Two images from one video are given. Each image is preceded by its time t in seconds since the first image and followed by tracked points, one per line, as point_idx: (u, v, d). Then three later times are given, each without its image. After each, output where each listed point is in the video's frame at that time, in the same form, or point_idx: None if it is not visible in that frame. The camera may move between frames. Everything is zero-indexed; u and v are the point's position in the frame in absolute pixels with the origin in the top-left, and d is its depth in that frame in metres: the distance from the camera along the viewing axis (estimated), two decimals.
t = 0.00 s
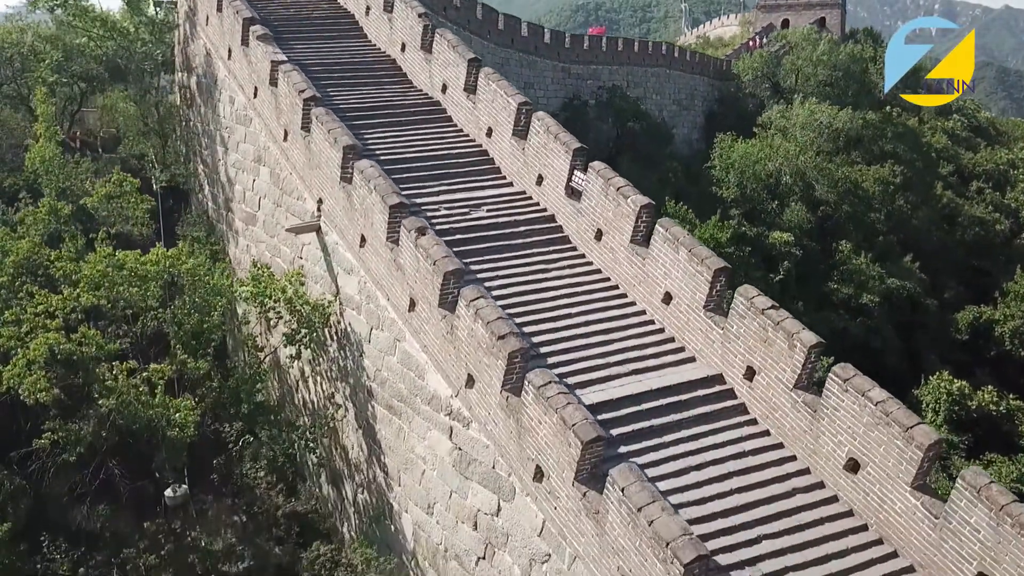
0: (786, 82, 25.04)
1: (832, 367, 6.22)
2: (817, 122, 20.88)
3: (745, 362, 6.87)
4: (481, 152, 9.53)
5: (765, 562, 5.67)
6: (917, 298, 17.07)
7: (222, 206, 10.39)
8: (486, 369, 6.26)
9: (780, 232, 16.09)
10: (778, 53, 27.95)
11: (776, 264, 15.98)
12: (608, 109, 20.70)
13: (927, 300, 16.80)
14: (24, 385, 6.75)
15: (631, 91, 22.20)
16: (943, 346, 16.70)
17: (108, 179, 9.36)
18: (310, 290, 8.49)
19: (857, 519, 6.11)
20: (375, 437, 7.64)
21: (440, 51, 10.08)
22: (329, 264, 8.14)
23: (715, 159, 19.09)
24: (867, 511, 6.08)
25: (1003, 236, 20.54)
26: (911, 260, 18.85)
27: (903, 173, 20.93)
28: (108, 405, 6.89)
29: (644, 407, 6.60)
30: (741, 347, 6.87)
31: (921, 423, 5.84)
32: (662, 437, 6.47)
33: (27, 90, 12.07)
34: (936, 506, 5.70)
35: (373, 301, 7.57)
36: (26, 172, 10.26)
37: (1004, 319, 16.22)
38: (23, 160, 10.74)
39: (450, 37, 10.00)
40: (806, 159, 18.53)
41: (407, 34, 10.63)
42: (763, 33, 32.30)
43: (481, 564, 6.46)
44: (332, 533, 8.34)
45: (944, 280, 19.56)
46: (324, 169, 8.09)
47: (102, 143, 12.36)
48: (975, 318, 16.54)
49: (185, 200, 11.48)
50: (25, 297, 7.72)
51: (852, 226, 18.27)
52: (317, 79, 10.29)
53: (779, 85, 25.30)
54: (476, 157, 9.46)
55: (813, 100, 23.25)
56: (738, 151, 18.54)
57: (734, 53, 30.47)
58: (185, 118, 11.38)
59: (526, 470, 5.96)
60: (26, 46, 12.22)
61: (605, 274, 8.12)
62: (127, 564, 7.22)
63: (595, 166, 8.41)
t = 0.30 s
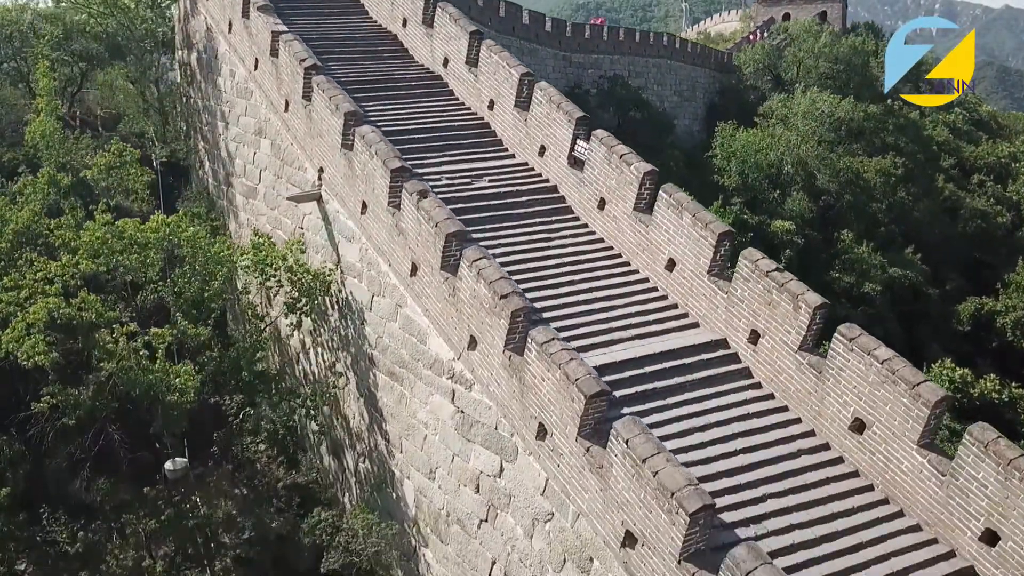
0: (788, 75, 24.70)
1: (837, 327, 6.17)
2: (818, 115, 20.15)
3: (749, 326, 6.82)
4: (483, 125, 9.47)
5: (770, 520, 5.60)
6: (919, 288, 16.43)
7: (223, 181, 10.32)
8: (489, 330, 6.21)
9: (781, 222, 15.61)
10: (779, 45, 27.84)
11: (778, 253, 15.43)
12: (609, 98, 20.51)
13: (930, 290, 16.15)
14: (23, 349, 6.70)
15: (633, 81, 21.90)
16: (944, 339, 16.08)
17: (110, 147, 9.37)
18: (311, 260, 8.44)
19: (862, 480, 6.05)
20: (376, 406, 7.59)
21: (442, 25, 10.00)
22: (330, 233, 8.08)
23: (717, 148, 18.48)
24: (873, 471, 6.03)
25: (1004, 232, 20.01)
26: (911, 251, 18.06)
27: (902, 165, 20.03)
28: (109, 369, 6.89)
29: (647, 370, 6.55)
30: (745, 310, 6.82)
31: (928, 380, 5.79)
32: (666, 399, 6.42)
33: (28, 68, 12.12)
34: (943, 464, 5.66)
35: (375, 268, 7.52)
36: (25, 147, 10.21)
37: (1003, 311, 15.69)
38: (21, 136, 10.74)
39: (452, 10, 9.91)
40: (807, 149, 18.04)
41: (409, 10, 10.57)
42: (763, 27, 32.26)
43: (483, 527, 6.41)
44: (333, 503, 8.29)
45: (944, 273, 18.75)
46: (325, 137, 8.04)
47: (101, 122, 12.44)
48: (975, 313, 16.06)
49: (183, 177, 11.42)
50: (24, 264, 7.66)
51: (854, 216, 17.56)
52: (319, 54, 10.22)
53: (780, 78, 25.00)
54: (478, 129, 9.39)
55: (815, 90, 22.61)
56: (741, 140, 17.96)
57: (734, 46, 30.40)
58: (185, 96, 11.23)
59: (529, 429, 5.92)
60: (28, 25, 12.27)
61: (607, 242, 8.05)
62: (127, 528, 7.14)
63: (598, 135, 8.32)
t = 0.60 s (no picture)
0: (789, 67, 24.61)
1: (842, 288, 6.12)
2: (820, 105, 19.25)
3: (753, 290, 6.77)
4: (485, 99, 9.40)
5: (775, 479, 5.52)
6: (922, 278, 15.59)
7: (223, 157, 10.26)
8: (491, 291, 6.15)
9: (783, 212, 14.82)
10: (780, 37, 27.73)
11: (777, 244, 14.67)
12: (610, 87, 20.39)
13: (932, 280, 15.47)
14: (23, 314, 6.66)
15: (634, 72, 21.81)
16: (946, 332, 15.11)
17: (110, 117, 9.35)
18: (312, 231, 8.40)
19: (868, 442, 6.00)
20: (378, 374, 7.55)
21: None
22: (331, 202, 8.03)
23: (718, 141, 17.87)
24: (879, 432, 5.98)
25: (1006, 224, 19.54)
26: (914, 244, 17.41)
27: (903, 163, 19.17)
28: (110, 334, 6.88)
29: (651, 334, 6.48)
30: (750, 274, 6.77)
31: (935, 338, 5.74)
32: (669, 362, 6.35)
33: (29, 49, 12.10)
34: (950, 422, 5.61)
35: (375, 236, 7.47)
36: (25, 123, 10.16)
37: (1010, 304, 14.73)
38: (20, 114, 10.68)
39: None
40: (809, 139, 17.65)
41: None
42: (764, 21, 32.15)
43: (486, 490, 6.39)
44: (334, 474, 8.25)
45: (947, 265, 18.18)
46: (326, 106, 7.99)
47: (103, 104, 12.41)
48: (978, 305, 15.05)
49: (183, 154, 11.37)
50: (22, 232, 7.61)
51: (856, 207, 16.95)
52: (321, 29, 10.15)
53: (782, 70, 24.90)
54: (480, 101, 9.32)
55: (816, 80, 22.35)
56: (744, 131, 17.50)
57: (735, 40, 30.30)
58: (184, 74, 11.15)
59: (532, 389, 5.88)
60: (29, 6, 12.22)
61: (610, 212, 7.98)
62: (127, 494, 7.11)
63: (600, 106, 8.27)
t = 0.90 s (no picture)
0: (790, 59, 24.55)
1: (849, 245, 6.07)
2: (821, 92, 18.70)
3: (758, 251, 6.72)
4: (487, 69, 9.34)
5: (781, 433, 5.46)
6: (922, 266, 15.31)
7: (223, 131, 10.19)
8: (494, 249, 6.10)
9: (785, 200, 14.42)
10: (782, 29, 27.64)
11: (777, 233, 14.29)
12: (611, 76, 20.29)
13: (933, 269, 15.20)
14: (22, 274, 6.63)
15: (636, 61, 21.72)
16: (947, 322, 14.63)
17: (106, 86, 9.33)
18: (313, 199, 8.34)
19: (874, 399, 5.96)
20: (379, 339, 7.50)
21: None
22: (332, 169, 7.98)
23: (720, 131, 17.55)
24: (885, 389, 5.93)
25: (1007, 216, 19.13)
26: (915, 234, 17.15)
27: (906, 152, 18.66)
28: (109, 294, 6.86)
29: (655, 294, 6.41)
30: (755, 235, 6.71)
31: (942, 293, 5.70)
32: (674, 322, 6.29)
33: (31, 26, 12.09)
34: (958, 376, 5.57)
35: (376, 200, 7.41)
36: (25, 97, 10.11)
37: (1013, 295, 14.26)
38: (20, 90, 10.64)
39: None
40: (810, 129, 17.12)
41: None
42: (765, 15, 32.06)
43: (488, 450, 6.39)
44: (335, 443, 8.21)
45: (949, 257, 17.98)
46: (326, 72, 7.95)
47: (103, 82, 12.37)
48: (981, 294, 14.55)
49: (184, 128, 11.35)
50: (22, 197, 7.58)
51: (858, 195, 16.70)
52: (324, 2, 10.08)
53: (783, 61, 24.82)
54: (482, 72, 9.25)
55: (818, 68, 22.26)
56: (745, 120, 17.29)
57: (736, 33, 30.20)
58: (185, 50, 11.07)
59: (534, 345, 5.83)
60: None
61: (613, 178, 7.92)
62: (127, 457, 7.05)
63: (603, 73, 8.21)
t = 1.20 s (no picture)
0: (791, 52, 24.50)
1: (852, 213, 6.02)
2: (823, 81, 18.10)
3: (761, 222, 6.67)
4: (487, 47, 9.28)
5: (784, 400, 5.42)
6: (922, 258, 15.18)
7: (223, 112, 10.12)
8: (495, 217, 6.05)
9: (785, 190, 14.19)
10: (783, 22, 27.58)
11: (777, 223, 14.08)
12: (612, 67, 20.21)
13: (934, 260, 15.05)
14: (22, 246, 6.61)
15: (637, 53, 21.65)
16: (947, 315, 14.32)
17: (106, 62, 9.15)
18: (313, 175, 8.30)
19: (877, 367, 5.92)
20: (379, 314, 7.46)
21: None
22: (332, 143, 7.94)
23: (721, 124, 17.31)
24: (889, 358, 5.89)
25: (1009, 211, 19.11)
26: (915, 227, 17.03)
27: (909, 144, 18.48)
28: (107, 267, 6.84)
29: (656, 265, 6.36)
30: (757, 205, 6.67)
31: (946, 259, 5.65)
32: (676, 292, 6.25)
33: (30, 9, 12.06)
34: (962, 341, 5.53)
35: (377, 173, 7.36)
36: (23, 77, 10.07)
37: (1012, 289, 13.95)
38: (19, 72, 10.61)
39: None
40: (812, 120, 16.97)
41: None
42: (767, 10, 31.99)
43: (489, 421, 6.36)
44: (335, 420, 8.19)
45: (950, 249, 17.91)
46: (326, 46, 7.91)
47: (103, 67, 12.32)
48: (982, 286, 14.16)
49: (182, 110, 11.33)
50: (21, 171, 7.56)
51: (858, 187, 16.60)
52: None
53: (784, 54, 24.76)
54: (483, 49, 9.20)
55: (818, 59, 22.20)
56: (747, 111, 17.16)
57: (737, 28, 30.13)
58: (184, 31, 10.99)
59: (536, 312, 5.79)
60: None
61: (615, 153, 7.87)
62: (127, 428, 6.96)
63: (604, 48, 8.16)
